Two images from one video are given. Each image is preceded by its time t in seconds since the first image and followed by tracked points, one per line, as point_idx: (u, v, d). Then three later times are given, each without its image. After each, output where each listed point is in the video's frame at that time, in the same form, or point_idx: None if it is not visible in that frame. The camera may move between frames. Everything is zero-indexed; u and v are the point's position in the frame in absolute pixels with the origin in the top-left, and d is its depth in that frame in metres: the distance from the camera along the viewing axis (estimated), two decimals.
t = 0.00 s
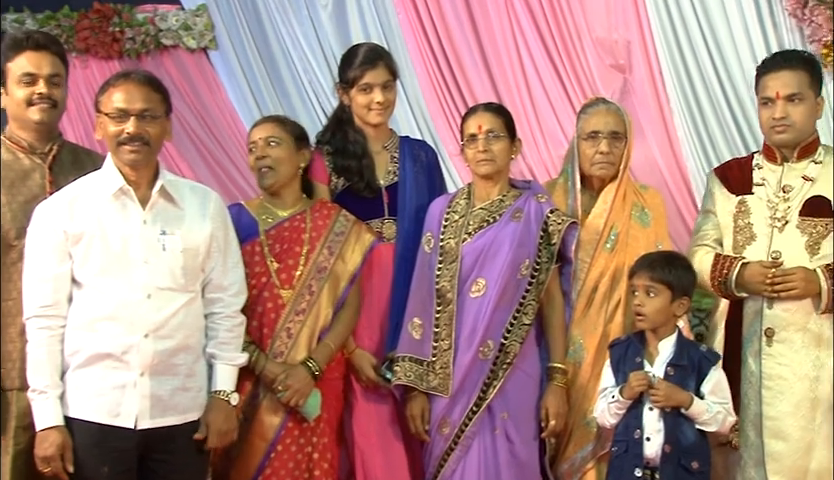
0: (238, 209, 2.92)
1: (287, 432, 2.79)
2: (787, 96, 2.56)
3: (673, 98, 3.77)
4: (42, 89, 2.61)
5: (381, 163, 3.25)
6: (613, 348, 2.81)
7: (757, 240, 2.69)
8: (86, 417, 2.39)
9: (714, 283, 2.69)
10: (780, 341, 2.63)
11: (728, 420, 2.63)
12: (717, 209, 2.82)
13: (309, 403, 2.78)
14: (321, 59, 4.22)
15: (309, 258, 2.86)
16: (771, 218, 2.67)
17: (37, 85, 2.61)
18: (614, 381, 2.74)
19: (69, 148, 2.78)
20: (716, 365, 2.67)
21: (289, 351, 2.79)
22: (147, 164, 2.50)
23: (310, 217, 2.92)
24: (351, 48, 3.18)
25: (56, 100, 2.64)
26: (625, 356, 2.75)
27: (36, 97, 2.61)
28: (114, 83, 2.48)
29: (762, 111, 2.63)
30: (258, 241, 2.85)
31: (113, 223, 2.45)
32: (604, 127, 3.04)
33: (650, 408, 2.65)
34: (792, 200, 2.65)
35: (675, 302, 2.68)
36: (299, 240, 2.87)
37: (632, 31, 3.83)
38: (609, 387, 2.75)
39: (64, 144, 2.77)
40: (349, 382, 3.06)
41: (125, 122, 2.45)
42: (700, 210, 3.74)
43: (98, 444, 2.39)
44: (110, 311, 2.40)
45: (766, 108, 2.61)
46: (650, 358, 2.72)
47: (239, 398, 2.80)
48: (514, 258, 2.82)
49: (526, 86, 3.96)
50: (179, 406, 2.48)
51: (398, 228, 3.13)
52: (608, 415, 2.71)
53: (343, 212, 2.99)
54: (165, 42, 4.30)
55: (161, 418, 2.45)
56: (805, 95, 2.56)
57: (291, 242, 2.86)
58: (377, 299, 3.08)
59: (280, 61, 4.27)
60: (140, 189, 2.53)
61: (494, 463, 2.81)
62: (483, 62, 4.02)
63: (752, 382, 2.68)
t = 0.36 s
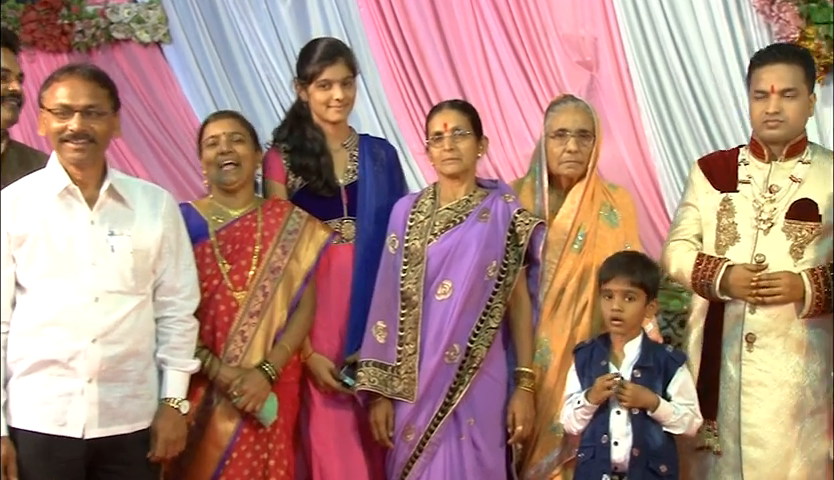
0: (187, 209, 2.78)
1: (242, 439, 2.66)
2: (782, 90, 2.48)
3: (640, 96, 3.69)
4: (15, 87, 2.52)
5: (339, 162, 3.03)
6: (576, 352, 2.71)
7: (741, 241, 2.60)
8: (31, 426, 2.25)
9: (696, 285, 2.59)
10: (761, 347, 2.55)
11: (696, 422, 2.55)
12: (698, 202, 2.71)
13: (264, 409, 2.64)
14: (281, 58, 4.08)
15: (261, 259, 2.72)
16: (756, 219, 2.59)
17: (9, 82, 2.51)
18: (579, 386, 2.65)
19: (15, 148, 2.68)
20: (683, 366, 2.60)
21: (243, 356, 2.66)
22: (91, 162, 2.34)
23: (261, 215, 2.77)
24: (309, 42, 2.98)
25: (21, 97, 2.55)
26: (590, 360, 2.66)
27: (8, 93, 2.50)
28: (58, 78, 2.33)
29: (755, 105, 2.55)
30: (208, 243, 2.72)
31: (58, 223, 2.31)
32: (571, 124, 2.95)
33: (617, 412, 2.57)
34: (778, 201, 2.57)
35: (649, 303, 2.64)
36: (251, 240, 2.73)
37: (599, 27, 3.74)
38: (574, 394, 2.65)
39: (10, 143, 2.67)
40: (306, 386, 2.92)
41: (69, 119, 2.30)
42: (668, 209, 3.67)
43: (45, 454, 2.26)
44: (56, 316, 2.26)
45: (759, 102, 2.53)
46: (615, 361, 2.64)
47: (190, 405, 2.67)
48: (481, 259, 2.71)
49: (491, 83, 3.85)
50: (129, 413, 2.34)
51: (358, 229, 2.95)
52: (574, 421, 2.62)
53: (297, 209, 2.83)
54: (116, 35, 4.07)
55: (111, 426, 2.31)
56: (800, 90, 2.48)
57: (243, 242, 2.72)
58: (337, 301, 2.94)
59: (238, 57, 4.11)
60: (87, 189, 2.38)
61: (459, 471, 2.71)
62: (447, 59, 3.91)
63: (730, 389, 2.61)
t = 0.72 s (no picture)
0: (135, 211, 2.68)
1: (192, 446, 2.56)
2: (758, 93, 2.47)
3: (600, 96, 3.66)
4: None
5: (293, 164, 2.94)
6: (534, 355, 2.66)
7: (711, 246, 2.58)
8: None
9: (666, 290, 2.57)
10: (729, 353, 2.54)
11: (656, 424, 2.53)
12: (668, 202, 2.68)
13: (214, 414, 2.56)
14: (236, 56, 3.87)
15: (212, 261, 2.64)
16: (727, 224, 2.57)
17: None
18: (539, 390, 2.59)
19: None
20: (643, 368, 2.58)
21: (193, 360, 2.57)
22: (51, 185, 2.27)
23: (213, 217, 2.68)
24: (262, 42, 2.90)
25: None
26: (549, 362, 2.61)
27: None
28: (4, 77, 2.22)
29: (728, 107, 2.53)
30: (158, 245, 2.62)
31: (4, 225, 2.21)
32: (533, 125, 2.90)
33: (579, 415, 2.51)
34: (749, 206, 2.56)
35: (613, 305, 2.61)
36: (202, 242, 2.64)
37: (559, 26, 3.70)
38: (533, 397, 2.59)
39: None
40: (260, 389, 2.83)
41: (17, 120, 2.20)
42: (629, 210, 3.65)
43: None
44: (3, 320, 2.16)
45: (734, 104, 2.52)
46: (575, 364, 2.60)
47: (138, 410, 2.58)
48: (442, 263, 2.65)
49: (450, 82, 3.78)
50: (79, 420, 2.25)
51: (313, 231, 2.86)
52: (534, 426, 2.55)
53: (250, 210, 2.74)
54: (66, 33, 3.78)
55: (61, 433, 2.22)
56: (775, 93, 2.48)
57: (193, 245, 2.63)
58: (292, 304, 2.85)
59: (192, 57, 3.87)
60: (33, 191, 2.28)
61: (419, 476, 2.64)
62: (406, 58, 3.82)
63: (697, 394, 2.58)
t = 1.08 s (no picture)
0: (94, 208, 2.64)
1: (148, 444, 2.55)
2: (725, 93, 2.49)
3: (564, 95, 3.68)
4: None
5: (254, 163, 2.92)
6: (497, 354, 2.65)
7: (677, 246, 2.60)
8: None
9: (633, 290, 2.58)
10: (693, 353, 2.57)
11: (618, 421, 2.55)
12: (636, 200, 2.70)
13: (171, 412, 2.55)
14: (197, 50, 3.83)
15: (171, 260, 2.62)
16: (692, 224, 2.59)
17: None
18: (501, 388, 2.59)
19: None
20: (605, 366, 2.60)
21: (150, 359, 2.56)
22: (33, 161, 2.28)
23: (173, 214, 2.66)
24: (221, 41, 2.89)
25: None
26: (512, 360, 2.62)
27: None
28: None
29: (695, 107, 2.55)
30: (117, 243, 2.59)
31: None
32: (502, 123, 2.89)
33: (542, 413, 2.52)
34: (715, 206, 2.59)
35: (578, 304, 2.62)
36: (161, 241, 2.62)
37: (523, 26, 3.71)
38: (495, 395, 2.59)
39: None
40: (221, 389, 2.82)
41: None
42: (592, 209, 3.66)
43: None
44: None
45: (701, 105, 2.54)
46: (539, 361, 2.61)
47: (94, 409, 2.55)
48: (401, 261, 2.65)
49: (414, 80, 3.78)
50: (37, 419, 2.23)
51: (275, 229, 2.85)
52: (496, 424, 2.56)
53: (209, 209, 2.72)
54: (26, 30, 3.71)
55: (17, 433, 2.19)
56: (742, 93, 2.50)
57: (152, 243, 2.61)
58: (254, 302, 2.83)
59: (155, 55, 3.83)
60: None
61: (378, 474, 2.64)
62: (370, 56, 3.82)
63: (661, 389, 2.60)
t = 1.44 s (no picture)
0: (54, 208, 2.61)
1: (112, 445, 2.52)
2: (684, 96, 2.52)
3: (532, 96, 3.69)
4: None
5: (220, 162, 2.92)
6: (464, 354, 2.66)
7: (634, 246, 2.62)
8: None
9: (592, 291, 2.60)
10: (653, 353, 2.58)
11: (585, 421, 2.56)
12: (592, 202, 2.72)
13: (136, 411, 2.53)
14: (164, 47, 3.82)
15: (132, 258, 2.61)
16: (649, 226, 2.61)
17: None
18: (468, 388, 2.60)
19: None
20: (572, 366, 2.61)
21: (113, 358, 2.54)
22: None
23: (134, 215, 2.64)
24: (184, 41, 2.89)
25: None
26: (480, 360, 2.62)
27: None
28: None
29: (653, 109, 2.57)
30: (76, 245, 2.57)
31: None
32: (470, 123, 2.88)
33: (508, 413, 2.53)
34: (670, 207, 2.61)
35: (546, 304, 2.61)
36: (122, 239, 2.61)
37: (491, 27, 3.72)
38: (462, 395, 2.59)
39: None
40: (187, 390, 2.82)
41: None
42: (561, 209, 3.67)
43: None
44: None
45: (659, 107, 2.56)
46: (506, 362, 2.61)
47: (57, 409, 2.54)
48: (363, 260, 2.65)
49: (383, 81, 3.78)
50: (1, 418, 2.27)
51: (240, 229, 2.84)
52: (462, 424, 2.57)
53: (172, 207, 2.72)
54: None
55: None
56: (700, 95, 2.53)
57: (114, 242, 2.59)
58: (220, 302, 2.82)
59: (122, 53, 3.80)
60: None
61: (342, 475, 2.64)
62: (339, 57, 3.81)
63: (622, 393, 2.62)
